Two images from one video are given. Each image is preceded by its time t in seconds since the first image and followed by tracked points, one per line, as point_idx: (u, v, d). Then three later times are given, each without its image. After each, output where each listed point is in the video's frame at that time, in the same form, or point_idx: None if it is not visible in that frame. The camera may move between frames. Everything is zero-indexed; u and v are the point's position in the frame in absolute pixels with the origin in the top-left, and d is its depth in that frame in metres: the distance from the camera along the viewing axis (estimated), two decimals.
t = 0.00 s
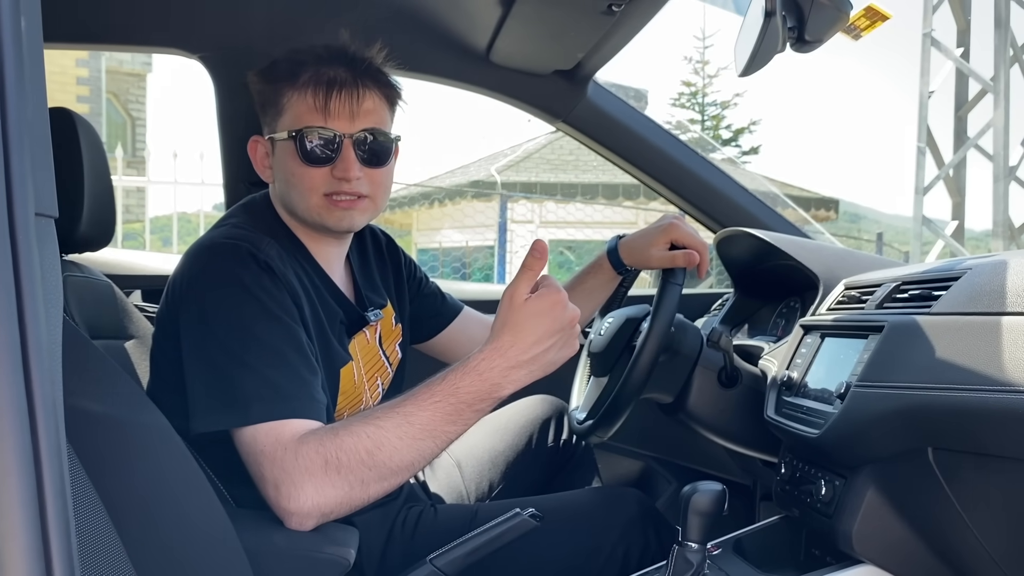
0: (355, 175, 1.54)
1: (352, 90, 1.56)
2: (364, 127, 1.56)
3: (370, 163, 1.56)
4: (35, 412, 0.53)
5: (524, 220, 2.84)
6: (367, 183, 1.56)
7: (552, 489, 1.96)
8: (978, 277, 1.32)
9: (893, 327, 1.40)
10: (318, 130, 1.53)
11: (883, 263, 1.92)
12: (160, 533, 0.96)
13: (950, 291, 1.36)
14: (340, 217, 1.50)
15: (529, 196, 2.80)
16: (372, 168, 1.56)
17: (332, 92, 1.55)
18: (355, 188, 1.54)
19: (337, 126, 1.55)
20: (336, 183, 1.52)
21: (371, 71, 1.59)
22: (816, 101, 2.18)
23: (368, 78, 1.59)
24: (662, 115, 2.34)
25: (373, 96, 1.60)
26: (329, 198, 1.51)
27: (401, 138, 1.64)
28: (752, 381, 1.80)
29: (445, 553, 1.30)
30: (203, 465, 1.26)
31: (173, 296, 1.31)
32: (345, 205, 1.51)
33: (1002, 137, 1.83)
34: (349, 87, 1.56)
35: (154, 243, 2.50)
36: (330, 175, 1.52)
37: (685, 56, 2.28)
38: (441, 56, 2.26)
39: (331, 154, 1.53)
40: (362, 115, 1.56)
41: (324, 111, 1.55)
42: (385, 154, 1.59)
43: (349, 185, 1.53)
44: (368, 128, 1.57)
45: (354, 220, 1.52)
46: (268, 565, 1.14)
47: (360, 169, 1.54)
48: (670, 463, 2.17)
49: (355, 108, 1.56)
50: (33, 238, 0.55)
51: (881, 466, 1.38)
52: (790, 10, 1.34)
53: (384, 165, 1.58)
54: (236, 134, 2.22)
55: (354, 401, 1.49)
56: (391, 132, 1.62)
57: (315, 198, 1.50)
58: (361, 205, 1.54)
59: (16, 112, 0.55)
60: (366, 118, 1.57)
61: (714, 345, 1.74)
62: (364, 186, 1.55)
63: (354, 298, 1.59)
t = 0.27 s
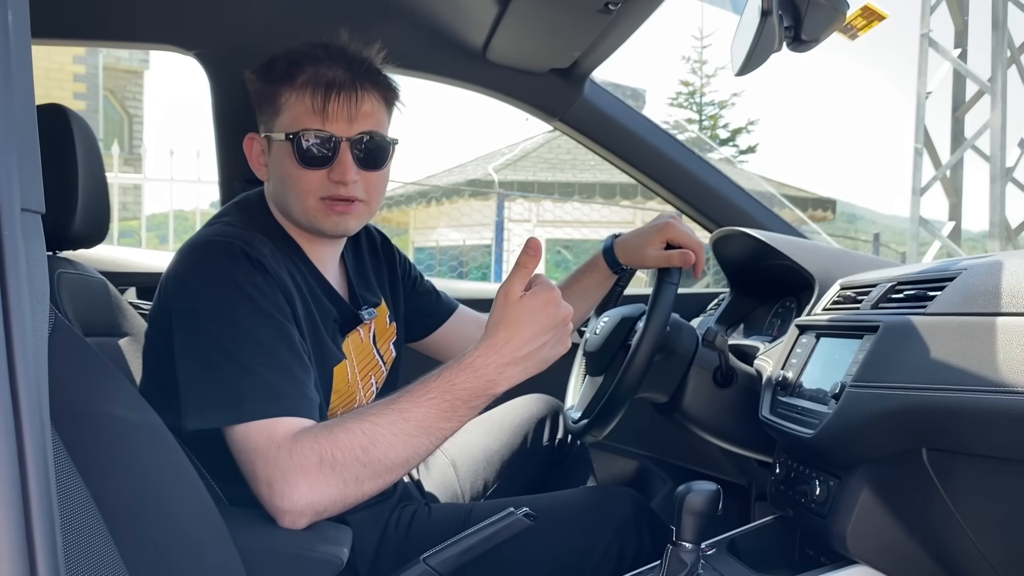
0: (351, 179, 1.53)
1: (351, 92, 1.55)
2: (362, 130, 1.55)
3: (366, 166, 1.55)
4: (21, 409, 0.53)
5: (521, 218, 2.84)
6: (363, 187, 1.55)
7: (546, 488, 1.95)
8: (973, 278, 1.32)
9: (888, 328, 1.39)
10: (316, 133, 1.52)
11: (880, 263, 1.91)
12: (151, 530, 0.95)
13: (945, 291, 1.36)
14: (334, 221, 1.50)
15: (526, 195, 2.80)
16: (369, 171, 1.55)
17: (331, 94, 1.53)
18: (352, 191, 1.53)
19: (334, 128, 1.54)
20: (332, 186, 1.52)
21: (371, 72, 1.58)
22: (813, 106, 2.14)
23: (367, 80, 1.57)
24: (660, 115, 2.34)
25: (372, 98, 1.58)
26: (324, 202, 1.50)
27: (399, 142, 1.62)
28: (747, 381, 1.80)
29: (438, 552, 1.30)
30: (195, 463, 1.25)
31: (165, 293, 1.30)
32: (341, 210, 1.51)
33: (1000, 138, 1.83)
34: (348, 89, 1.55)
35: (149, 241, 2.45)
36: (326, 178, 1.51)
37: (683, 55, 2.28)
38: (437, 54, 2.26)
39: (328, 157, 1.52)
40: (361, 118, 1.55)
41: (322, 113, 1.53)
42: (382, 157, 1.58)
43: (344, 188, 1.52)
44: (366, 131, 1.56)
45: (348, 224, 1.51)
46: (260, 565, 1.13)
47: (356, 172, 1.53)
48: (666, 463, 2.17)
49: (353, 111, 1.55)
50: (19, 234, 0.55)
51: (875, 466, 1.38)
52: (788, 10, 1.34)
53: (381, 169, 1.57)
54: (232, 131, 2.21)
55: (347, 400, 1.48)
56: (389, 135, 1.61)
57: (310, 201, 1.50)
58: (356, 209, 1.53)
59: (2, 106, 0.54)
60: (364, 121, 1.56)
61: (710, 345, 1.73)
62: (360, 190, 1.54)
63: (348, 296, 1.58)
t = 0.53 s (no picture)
0: (361, 173, 1.51)
1: (368, 90, 1.56)
2: (376, 127, 1.54)
3: (377, 163, 1.54)
4: (7, 404, 0.53)
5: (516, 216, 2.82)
6: (371, 183, 1.53)
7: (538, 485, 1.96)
8: (963, 277, 1.32)
9: (878, 327, 1.40)
10: (330, 124, 1.51)
11: (872, 261, 1.93)
12: (141, 525, 0.95)
13: (934, 291, 1.36)
14: (337, 217, 1.50)
15: (520, 192, 2.80)
16: (379, 169, 1.54)
17: (350, 90, 1.54)
18: (360, 185, 1.52)
19: (350, 122, 1.53)
20: (340, 179, 1.50)
21: (390, 76, 1.59)
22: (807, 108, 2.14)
23: (385, 83, 1.58)
24: (657, 113, 2.36)
25: (388, 100, 1.59)
26: (330, 196, 1.50)
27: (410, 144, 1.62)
28: (739, 379, 1.81)
29: (430, 548, 1.32)
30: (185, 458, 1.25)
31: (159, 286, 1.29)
32: (347, 204, 1.50)
33: (994, 138, 1.83)
34: (366, 86, 1.55)
35: (144, 236, 2.52)
36: (336, 170, 1.50)
37: (680, 53, 2.16)
38: (431, 50, 2.25)
39: (340, 149, 1.51)
40: (375, 115, 1.55)
41: (339, 107, 1.53)
42: (392, 157, 1.57)
43: (352, 182, 1.51)
44: (379, 129, 1.55)
45: (350, 221, 1.51)
46: (251, 561, 1.14)
47: (366, 168, 1.52)
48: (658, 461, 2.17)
49: (369, 108, 1.55)
50: (4, 229, 0.55)
51: (866, 464, 1.38)
52: (781, 8, 1.34)
53: (390, 168, 1.57)
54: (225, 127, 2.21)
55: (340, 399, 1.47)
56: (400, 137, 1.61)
57: (316, 194, 1.49)
58: (362, 205, 1.53)
59: None
60: (379, 119, 1.55)
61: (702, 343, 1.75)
62: (368, 186, 1.53)
63: (346, 294, 1.60)
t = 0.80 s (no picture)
0: (365, 150, 1.55)
1: (360, 73, 1.59)
2: (374, 108, 1.58)
3: (379, 142, 1.58)
4: (18, 402, 0.53)
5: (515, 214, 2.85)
6: (375, 160, 1.57)
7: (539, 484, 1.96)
8: (964, 276, 1.33)
9: (880, 326, 1.40)
10: (331, 107, 1.54)
11: (872, 259, 1.93)
12: (146, 523, 0.96)
13: (936, 289, 1.36)
14: (349, 193, 1.51)
15: (520, 191, 2.81)
16: (382, 147, 1.58)
17: (345, 72, 1.57)
18: (365, 162, 1.56)
19: (349, 103, 1.56)
20: (347, 159, 1.53)
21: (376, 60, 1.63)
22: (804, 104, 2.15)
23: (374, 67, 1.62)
24: (655, 111, 2.36)
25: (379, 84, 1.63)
26: (340, 175, 1.52)
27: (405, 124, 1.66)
28: (740, 377, 1.80)
29: (432, 546, 1.32)
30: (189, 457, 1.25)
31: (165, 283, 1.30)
32: (356, 181, 1.53)
33: (993, 136, 1.83)
34: (358, 70, 1.58)
35: (142, 236, 2.48)
36: (343, 149, 1.53)
37: (679, 51, 2.12)
38: (432, 49, 2.25)
39: (343, 131, 1.54)
40: (372, 96, 1.59)
41: (337, 89, 1.56)
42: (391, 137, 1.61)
43: (359, 159, 1.54)
44: (376, 110, 1.59)
45: (364, 196, 1.53)
46: (253, 559, 1.14)
47: (370, 144, 1.56)
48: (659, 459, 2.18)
49: (365, 90, 1.58)
50: (16, 230, 0.55)
51: (867, 462, 1.38)
52: (782, 7, 1.34)
53: (390, 148, 1.61)
54: (225, 126, 2.21)
55: (343, 397, 1.47)
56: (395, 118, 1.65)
57: (326, 174, 1.51)
58: (371, 181, 1.55)
59: None
60: (375, 100, 1.59)
61: (703, 342, 1.74)
62: (374, 164, 1.56)
63: (347, 291, 1.59)
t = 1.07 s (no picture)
0: (359, 150, 1.55)
1: (348, 71, 1.58)
2: (364, 105, 1.58)
3: (372, 140, 1.57)
4: (29, 403, 0.54)
5: (516, 214, 2.86)
6: (369, 160, 1.57)
7: (542, 483, 1.97)
8: (966, 275, 1.33)
9: (883, 325, 1.40)
10: (322, 108, 1.53)
11: (873, 258, 1.94)
12: (154, 522, 0.96)
13: (940, 287, 1.36)
14: (346, 195, 1.52)
15: (522, 189, 2.81)
16: (375, 145, 1.58)
17: (332, 72, 1.56)
18: (360, 163, 1.55)
19: (339, 103, 1.55)
20: (341, 159, 1.53)
21: (362, 57, 1.62)
22: (804, 101, 2.16)
23: (361, 65, 1.61)
24: (655, 110, 2.36)
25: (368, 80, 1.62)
26: (335, 177, 1.52)
27: (397, 120, 1.65)
28: (742, 376, 1.81)
29: (436, 545, 1.32)
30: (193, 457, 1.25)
31: (164, 285, 1.30)
32: (351, 183, 1.53)
33: (993, 135, 1.82)
34: (346, 68, 1.58)
35: (143, 235, 2.50)
36: (336, 151, 1.53)
37: (678, 51, 2.23)
38: (435, 49, 2.25)
39: (336, 132, 1.53)
40: (362, 94, 1.58)
41: (325, 90, 1.55)
42: (383, 134, 1.61)
43: (354, 160, 1.54)
44: (367, 108, 1.58)
45: (360, 197, 1.53)
46: (259, 558, 1.14)
47: (363, 144, 1.55)
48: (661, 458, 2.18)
49: (354, 88, 1.58)
50: (27, 231, 0.55)
51: (870, 462, 1.38)
52: (785, 6, 1.33)
53: (383, 146, 1.60)
54: (228, 125, 2.21)
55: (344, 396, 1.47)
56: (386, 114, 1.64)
57: (321, 176, 1.51)
58: (365, 181, 1.55)
59: (9, 103, 0.55)
60: (365, 99, 1.58)
61: (706, 341, 1.73)
62: (368, 163, 1.56)
63: (346, 291, 1.59)
